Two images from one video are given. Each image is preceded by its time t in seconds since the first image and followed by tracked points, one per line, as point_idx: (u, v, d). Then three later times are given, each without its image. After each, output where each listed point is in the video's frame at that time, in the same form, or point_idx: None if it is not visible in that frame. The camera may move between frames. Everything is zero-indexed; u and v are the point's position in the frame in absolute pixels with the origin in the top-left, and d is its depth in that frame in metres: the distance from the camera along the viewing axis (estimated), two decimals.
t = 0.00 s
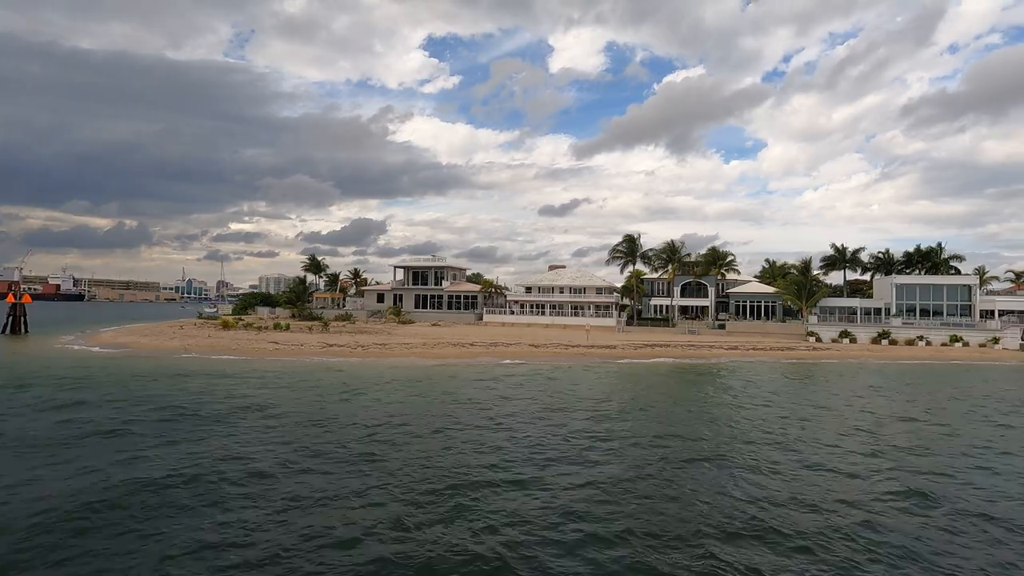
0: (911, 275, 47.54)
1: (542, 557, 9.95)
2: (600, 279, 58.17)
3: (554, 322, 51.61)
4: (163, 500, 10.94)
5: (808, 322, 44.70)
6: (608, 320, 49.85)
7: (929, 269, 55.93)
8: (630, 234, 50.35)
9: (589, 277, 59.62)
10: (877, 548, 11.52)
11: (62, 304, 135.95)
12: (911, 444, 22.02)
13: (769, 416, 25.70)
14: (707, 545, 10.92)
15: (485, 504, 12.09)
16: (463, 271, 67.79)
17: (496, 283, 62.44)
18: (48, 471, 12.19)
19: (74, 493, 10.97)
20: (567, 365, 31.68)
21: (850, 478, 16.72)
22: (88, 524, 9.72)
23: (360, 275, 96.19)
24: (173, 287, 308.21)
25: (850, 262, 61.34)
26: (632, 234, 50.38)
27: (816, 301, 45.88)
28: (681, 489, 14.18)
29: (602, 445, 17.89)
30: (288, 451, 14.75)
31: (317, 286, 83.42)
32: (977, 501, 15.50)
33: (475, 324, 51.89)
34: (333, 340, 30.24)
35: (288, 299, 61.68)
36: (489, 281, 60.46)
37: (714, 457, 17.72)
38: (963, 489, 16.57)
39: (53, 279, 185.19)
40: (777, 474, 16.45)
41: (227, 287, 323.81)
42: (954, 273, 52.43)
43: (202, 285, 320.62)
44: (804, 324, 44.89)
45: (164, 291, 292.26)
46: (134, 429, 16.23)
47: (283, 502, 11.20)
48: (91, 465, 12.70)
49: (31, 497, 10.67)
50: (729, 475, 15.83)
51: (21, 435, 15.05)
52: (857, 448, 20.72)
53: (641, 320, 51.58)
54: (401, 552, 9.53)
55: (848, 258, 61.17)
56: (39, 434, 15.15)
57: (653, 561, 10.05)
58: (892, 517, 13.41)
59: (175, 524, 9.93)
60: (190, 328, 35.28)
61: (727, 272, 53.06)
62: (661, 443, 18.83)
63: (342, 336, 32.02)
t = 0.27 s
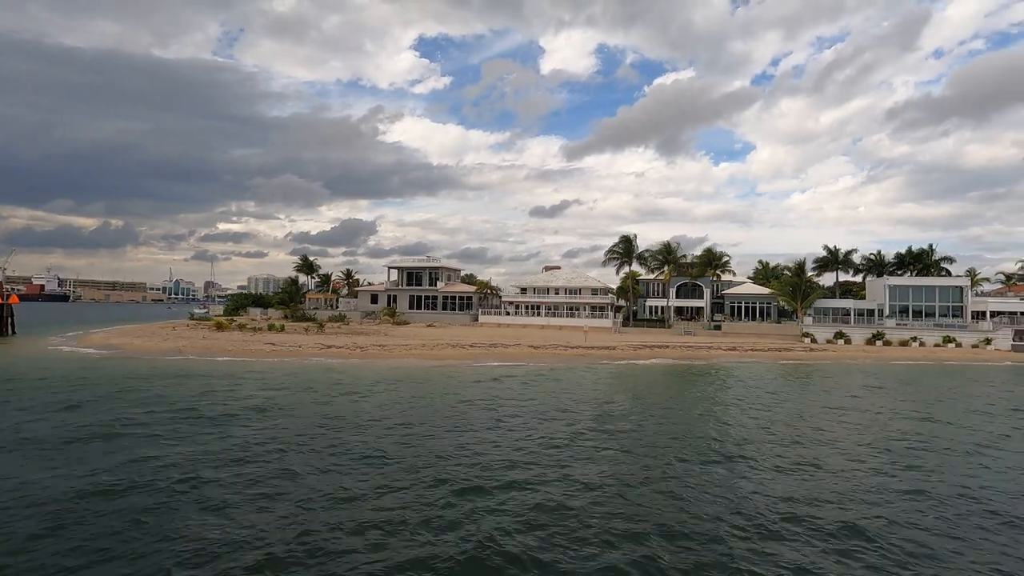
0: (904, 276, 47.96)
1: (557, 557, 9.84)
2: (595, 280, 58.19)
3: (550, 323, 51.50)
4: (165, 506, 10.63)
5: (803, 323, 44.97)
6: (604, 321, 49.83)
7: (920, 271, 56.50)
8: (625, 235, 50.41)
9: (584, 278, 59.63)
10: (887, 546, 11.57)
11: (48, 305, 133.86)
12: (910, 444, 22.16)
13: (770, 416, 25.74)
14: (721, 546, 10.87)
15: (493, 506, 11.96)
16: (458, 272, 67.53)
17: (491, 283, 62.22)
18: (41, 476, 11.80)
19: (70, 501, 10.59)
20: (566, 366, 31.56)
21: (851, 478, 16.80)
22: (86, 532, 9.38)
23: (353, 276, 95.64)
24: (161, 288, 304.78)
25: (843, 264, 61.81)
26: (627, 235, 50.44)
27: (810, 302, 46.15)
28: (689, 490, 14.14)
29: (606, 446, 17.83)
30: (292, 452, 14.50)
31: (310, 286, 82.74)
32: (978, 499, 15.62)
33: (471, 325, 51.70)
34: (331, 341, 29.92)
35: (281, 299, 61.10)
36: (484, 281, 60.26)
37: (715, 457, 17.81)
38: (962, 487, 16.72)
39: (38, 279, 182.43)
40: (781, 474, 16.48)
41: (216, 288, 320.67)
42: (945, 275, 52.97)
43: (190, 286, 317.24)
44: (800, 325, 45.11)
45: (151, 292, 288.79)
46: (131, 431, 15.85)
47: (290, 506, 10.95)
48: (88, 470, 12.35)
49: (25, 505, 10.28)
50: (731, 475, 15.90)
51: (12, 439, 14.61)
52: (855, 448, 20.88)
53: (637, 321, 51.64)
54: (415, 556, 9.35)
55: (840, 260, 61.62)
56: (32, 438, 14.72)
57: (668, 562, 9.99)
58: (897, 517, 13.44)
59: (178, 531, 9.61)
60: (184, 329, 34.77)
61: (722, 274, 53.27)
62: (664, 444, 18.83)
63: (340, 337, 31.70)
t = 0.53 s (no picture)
0: (902, 275, 48.09)
1: (580, 562, 9.68)
2: (595, 279, 58.07)
3: (550, 323, 51.33)
4: (176, 511, 10.38)
5: (803, 322, 45.01)
6: (604, 320, 49.71)
7: (918, 269, 56.70)
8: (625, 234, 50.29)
9: (583, 277, 59.50)
10: (907, 548, 11.50)
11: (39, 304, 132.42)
12: (917, 443, 22.16)
13: (777, 416, 25.65)
14: (743, 549, 10.77)
15: (510, 507, 11.81)
16: (456, 271, 67.23)
17: (489, 283, 61.97)
18: (45, 482, 11.49)
19: (77, 507, 10.31)
20: (571, 366, 31.40)
21: (863, 478, 16.76)
22: (97, 541, 9.11)
23: (349, 275, 95.09)
24: (153, 287, 302.31)
25: (840, 263, 61.93)
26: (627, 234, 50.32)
27: (810, 301, 46.19)
28: (704, 491, 14.04)
29: (616, 446, 17.71)
30: (301, 453, 14.27)
31: (306, 286, 82.16)
32: (991, 499, 15.60)
33: (470, 324, 51.46)
34: (333, 341, 29.61)
35: (278, 299, 60.61)
36: (483, 281, 60.02)
37: (726, 456, 17.73)
38: (973, 486, 16.72)
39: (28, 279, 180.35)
40: (793, 474, 16.43)
41: (209, 287, 318.45)
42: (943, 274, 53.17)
43: (183, 286, 314.85)
44: (800, 324, 45.16)
45: (143, 291, 286.38)
46: (135, 433, 15.53)
47: (304, 510, 10.72)
48: (94, 474, 12.05)
49: (31, 512, 9.99)
50: (744, 475, 15.81)
51: (13, 442, 14.26)
52: (862, 447, 20.87)
53: (636, 320, 51.57)
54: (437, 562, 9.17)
55: (838, 259, 61.74)
56: (34, 441, 14.37)
57: (693, 566, 9.86)
58: (913, 517, 13.41)
59: (191, 538, 9.36)
60: (182, 330, 34.30)
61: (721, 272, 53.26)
62: (674, 444, 18.73)
63: (342, 337, 31.37)
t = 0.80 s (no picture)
0: (906, 273, 48.03)
1: (608, 561, 9.59)
2: (597, 276, 57.93)
3: (553, 320, 51.21)
4: (197, 512, 10.24)
5: (807, 319, 44.95)
6: (608, 318, 49.60)
7: (921, 267, 56.64)
8: (629, 231, 50.15)
9: (585, 275, 59.39)
10: (931, 544, 11.46)
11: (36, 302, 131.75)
12: (928, 440, 22.12)
13: (790, 414, 25.50)
14: (769, 547, 10.71)
15: (532, 506, 11.72)
16: (458, 268, 67.01)
17: (492, 280, 61.79)
18: (61, 483, 11.33)
19: (95, 509, 10.15)
20: (579, 364, 31.23)
21: (879, 476, 16.72)
22: (119, 543, 8.97)
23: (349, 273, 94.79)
24: (150, 284, 301.42)
25: (843, 260, 61.83)
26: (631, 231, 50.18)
27: (814, 298, 46.12)
28: (723, 488, 13.98)
29: (630, 444, 17.63)
30: (317, 451, 14.14)
31: (306, 283, 81.89)
32: (1009, 495, 15.55)
33: (472, 322, 51.32)
34: (341, 339, 29.40)
35: (279, 297, 60.33)
36: (485, 278, 59.82)
37: (740, 454, 17.67)
38: (988, 484, 16.69)
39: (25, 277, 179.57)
40: (808, 471, 16.38)
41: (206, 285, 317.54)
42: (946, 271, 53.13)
43: (179, 284, 313.76)
44: (804, 322, 45.10)
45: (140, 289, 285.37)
46: (147, 433, 15.35)
47: (327, 510, 10.60)
48: (110, 475, 11.88)
49: (49, 514, 9.83)
50: (760, 472, 15.76)
51: (24, 442, 14.08)
52: (874, 445, 20.84)
53: (640, 317, 51.47)
54: (465, 563, 9.06)
55: (840, 256, 61.62)
56: (45, 441, 14.19)
57: (721, 565, 9.79)
58: (933, 513, 13.36)
59: (214, 539, 9.23)
60: (186, 327, 34.07)
61: (725, 270, 53.17)
62: (687, 442, 18.66)
63: (349, 335, 31.15)
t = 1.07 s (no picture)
0: (911, 270, 47.98)
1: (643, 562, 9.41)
2: (600, 273, 57.77)
3: (557, 317, 51.02)
4: (219, 513, 10.01)
5: (812, 317, 44.89)
6: (612, 315, 49.43)
7: (923, 264, 56.63)
8: (633, 229, 49.96)
9: (588, 272, 59.21)
10: (959, 541, 11.39)
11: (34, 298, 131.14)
12: (942, 438, 22.02)
13: (800, 412, 25.40)
14: (802, 546, 10.55)
15: (557, 505, 11.56)
16: (460, 265, 66.74)
17: (494, 277, 61.56)
18: (77, 485, 11.06)
19: (115, 512, 9.91)
20: (588, 361, 31.08)
21: (898, 474, 16.59)
22: (143, 547, 8.73)
23: (349, 270, 94.42)
24: (148, 281, 300.54)
25: (845, 258, 61.72)
26: (635, 228, 49.99)
27: (819, 295, 46.04)
28: (746, 486, 13.85)
29: (646, 442, 17.48)
30: (334, 449, 13.95)
31: (306, 280, 81.54)
32: None
33: (476, 319, 51.13)
34: (348, 336, 29.19)
35: (280, 294, 60.05)
36: (488, 276, 59.62)
37: (757, 453, 17.53)
38: (1006, 482, 16.63)
39: (22, 273, 178.74)
40: (828, 469, 16.25)
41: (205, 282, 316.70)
42: (949, 269, 53.12)
43: (177, 280, 312.84)
44: (809, 319, 45.05)
45: (137, 286, 284.48)
46: (159, 432, 15.11)
47: (352, 510, 10.40)
48: (126, 476, 11.63)
49: (67, 518, 9.57)
50: (780, 470, 15.63)
51: (34, 443, 13.80)
52: (888, 443, 20.74)
53: (644, 314, 51.33)
54: (498, 565, 8.87)
55: (843, 253, 61.50)
56: (56, 441, 13.91)
57: (756, 565, 9.65)
58: (961, 512, 13.22)
59: (241, 541, 9.01)
60: (189, 324, 33.76)
61: (728, 267, 53.05)
62: (703, 440, 18.51)
63: (355, 332, 30.94)
